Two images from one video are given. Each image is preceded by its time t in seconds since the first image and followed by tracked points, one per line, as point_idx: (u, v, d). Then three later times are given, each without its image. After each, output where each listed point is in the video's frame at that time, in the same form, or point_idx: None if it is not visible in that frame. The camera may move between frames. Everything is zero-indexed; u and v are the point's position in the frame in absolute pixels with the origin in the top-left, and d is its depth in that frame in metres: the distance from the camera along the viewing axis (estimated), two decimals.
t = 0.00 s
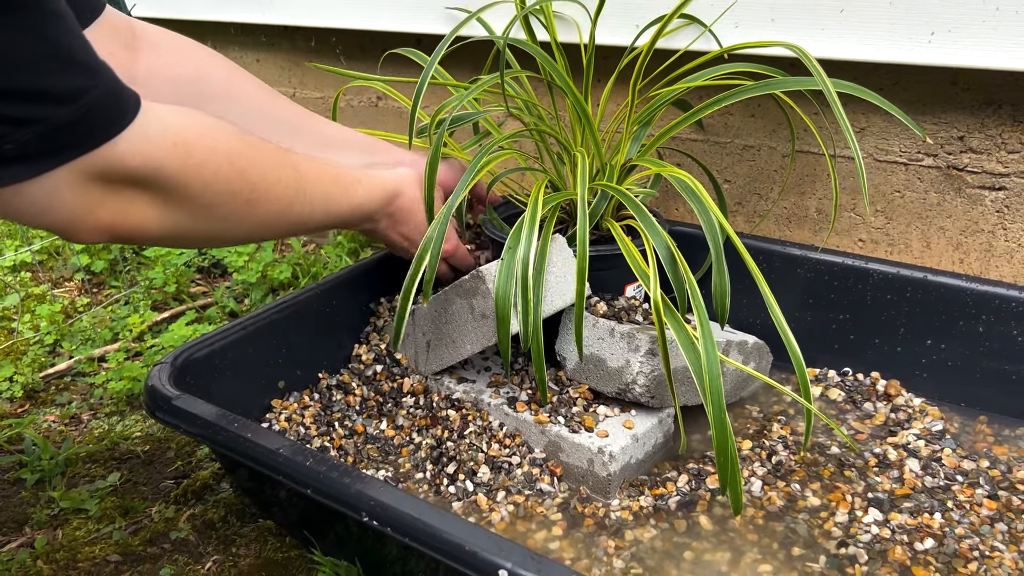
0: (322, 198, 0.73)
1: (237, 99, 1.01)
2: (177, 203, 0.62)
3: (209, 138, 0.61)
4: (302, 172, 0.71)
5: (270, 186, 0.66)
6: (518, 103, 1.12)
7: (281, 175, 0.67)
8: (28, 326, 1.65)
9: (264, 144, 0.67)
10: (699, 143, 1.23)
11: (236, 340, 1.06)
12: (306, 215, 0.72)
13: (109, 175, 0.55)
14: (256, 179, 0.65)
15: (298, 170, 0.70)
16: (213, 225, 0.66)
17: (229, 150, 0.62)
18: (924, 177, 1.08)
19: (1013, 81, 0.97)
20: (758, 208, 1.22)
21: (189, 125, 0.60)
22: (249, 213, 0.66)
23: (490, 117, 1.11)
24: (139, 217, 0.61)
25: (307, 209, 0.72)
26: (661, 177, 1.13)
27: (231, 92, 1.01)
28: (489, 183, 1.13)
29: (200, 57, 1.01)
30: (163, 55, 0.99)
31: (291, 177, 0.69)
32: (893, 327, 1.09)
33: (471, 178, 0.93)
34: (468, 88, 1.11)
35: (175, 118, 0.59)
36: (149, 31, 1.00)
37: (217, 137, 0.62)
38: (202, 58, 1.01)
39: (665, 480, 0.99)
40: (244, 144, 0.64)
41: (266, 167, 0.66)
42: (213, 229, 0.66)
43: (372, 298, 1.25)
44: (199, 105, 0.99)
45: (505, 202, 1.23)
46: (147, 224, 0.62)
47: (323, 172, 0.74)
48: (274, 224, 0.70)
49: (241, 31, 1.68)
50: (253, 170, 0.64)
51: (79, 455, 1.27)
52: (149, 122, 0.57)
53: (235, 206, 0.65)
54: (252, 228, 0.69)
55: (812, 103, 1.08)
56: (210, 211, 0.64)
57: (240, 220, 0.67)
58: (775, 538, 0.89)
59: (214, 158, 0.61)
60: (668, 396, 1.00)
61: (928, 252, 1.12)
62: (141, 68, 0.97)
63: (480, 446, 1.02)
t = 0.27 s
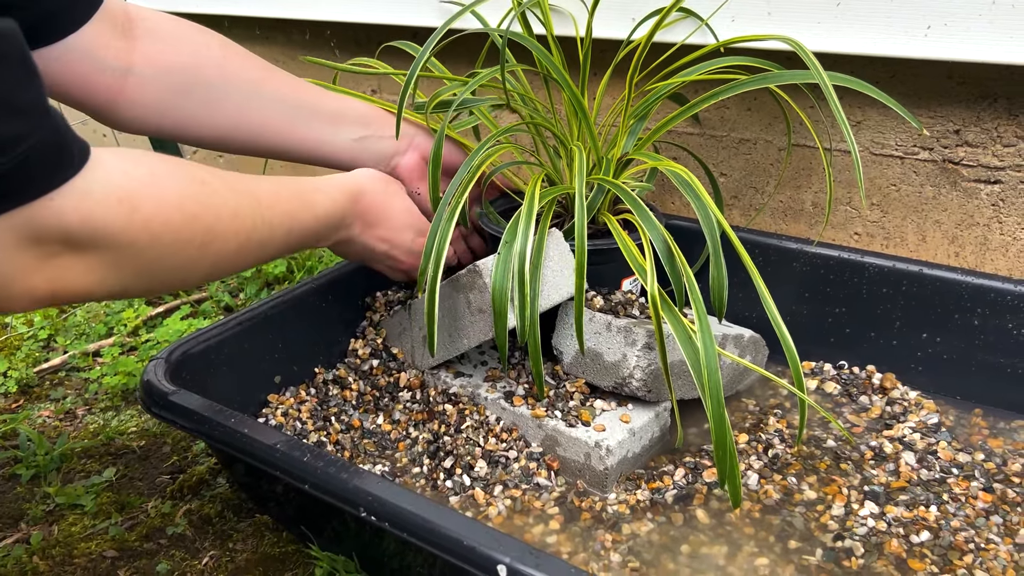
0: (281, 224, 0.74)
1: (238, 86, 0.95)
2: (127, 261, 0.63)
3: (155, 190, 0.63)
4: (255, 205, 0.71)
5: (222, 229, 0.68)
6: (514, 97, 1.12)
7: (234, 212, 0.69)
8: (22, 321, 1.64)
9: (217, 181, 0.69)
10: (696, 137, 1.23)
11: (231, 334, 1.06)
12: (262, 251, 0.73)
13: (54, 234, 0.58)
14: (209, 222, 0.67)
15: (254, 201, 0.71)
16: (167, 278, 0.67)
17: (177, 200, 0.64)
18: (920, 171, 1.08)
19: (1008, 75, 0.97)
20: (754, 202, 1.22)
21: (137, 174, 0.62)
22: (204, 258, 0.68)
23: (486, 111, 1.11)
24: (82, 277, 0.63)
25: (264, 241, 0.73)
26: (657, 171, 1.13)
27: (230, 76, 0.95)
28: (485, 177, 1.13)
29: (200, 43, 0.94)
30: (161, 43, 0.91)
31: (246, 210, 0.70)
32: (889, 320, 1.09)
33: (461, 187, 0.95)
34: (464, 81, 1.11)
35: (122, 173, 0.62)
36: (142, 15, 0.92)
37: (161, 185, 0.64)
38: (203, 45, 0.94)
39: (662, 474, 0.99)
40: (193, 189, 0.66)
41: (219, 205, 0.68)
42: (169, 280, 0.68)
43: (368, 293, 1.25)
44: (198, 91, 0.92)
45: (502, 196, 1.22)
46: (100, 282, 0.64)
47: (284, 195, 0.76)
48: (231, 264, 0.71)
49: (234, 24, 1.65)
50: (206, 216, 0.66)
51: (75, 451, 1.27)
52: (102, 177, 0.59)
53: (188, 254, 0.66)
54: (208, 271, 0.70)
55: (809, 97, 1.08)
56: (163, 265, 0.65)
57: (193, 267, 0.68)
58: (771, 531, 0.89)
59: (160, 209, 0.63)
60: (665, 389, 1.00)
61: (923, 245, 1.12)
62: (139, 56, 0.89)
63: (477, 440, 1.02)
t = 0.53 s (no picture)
0: (236, 290, 0.63)
1: (221, 115, 0.94)
2: (43, 355, 0.52)
3: (70, 268, 0.52)
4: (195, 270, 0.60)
5: (154, 302, 0.56)
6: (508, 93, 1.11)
7: (168, 283, 0.57)
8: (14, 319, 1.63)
9: (150, 249, 0.57)
10: (690, 134, 1.22)
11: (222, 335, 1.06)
12: (217, 327, 0.61)
13: None
14: (137, 299, 0.55)
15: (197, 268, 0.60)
16: (98, 371, 0.56)
17: (95, 278, 0.53)
18: (914, 168, 1.07)
19: (1002, 72, 0.97)
20: (749, 199, 1.22)
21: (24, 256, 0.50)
22: (135, 342, 0.56)
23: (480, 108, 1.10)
24: None
25: (211, 315, 0.60)
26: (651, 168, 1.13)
27: (214, 106, 0.94)
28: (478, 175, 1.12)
29: (181, 75, 0.93)
30: (141, 72, 0.90)
31: (184, 275, 0.59)
32: (883, 317, 1.09)
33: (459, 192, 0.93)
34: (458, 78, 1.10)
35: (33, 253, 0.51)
36: (127, 46, 0.91)
37: (78, 264, 0.53)
38: (182, 72, 0.93)
39: (657, 471, 0.99)
40: (116, 262, 0.55)
41: (145, 280, 0.56)
42: (95, 376, 0.56)
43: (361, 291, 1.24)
44: (180, 121, 0.91)
45: (496, 193, 1.22)
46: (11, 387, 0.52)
47: (241, 256, 0.65)
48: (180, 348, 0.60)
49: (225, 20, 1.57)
50: (130, 291, 0.55)
51: (67, 450, 1.26)
52: (34, 256, 0.51)
53: (115, 340, 0.55)
54: (144, 358, 0.58)
55: (803, 94, 1.08)
56: (82, 359, 0.54)
57: (123, 353, 0.56)
58: (766, 529, 0.89)
59: (71, 290, 0.52)
60: (659, 387, 1.00)
61: (917, 242, 1.11)
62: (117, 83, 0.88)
63: (471, 439, 1.02)
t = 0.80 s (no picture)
0: (219, 319, 0.63)
1: (258, 129, 0.94)
2: (20, 374, 0.51)
3: (45, 284, 0.53)
4: (173, 302, 0.60)
5: (132, 322, 0.56)
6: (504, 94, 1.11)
7: (146, 304, 0.58)
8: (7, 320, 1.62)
9: (127, 276, 0.59)
10: (687, 134, 1.22)
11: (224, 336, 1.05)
12: (202, 356, 0.61)
13: None
14: (117, 317, 0.56)
15: (174, 294, 0.61)
16: (78, 396, 0.55)
17: (70, 294, 0.54)
18: (912, 168, 1.07)
19: (1001, 73, 0.97)
20: (746, 199, 1.21)
21: None
22: (116, 362, 0.55)
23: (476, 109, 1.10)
24: None
25: (193, 346, 0.60)
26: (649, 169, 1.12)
27: (248, 116, 0.94)
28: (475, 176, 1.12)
29: (219, 87, 0.92)
30: (183, 84, 0.89)
31: (160, 300, 0.59)
32: (881, 319, 1.08)
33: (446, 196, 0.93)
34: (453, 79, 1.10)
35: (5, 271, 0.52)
36: (164, 55, 0.90)
37: (54, 281, 0.54)
38: (214, 82, 0.92)
39: (655, 475, 0.98)
40: (90, 282, 0.56)
41: (123, 300, 0.57)
42: (76, 401, 0.55)
43: (357, 292, 1.23)
44: (218, 132, 0.91)
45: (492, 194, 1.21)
46: None
47: (222, 295, 0.66)
48: (166, 375, 0.59)
49: (220, 19, 1.55)
50: (106, 309, 0.55)
51: (61, 453, 1.25)
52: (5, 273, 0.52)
53: (93, 360, 0.54)
54: (128, 386, 0.57)
55: (801, 94, 1.07)
56: (60, 382, 0.53)
57: (104, 377, 0.55)
58: (765, 533, 0.89)
59: (48, 304, 0.52)
60: (657, 390, 0.99)
61: (915, 243, 1.11)
62: (159, 95, 0.87)
63: (468, 442, 1.02)
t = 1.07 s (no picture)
0: (237, 338, 0.69)
1: (260, 130, 0.99)
2: (60, 346, 0.56)
3: (98, 267, 0.59)
4: (203, 310, 0.67)
5: (168, 317, 0.62)
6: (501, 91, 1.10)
7: (180, 304, 0.64)
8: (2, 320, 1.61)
9: (164, 279, 0.65)
10: (683, 132, 1.21)
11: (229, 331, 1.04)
12: (220, 367, 0.66)
13: None
14: (155, 310, 0.61)
15: (202, 304, 0.68)
16: (115, 377, 0.59)
17: (118, 278, 0.60)
18: (908, 166, 1.07)
19: (998, 70, 0.97)
20: (743, 198, 1.21)
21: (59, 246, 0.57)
22: (153, 351, 0.61)
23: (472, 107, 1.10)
24: None
25: (217, 354, 0.66)
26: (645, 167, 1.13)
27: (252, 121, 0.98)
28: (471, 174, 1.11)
29: (219, 88, 0.96)
30: (184, 89, 0.93)
31: (192, 304, 0.66)
32: (878, 316, 1.09)
33: (448, 191, 0.94)
34: (449, 77, 1.10)
35: (63, 247, 0.58)
36: (168, 58, 0.93)
37: (105, 266, 0.60)
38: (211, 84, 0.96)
39: (653, 473, 0.98)
40: (136, 275, 0.62)
41: (163, 296, 0.63)
42: (113, 381, 0.59)
43: (355, 291, 1.23)
44: (223, 137, 0.96)
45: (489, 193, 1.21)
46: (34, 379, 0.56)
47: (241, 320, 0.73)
48: (193, 371, 0.64)
49: (215, 18, 1.54)
50: (148, 299, 0.61)
51: (58, 453, 1.24)
52: (56, 252, 0.57)
53: (134, 343, 0.59)
54: (158, 380, 0.62)
55: (797, 92, 1.07)
56: (104, 359, 0.58)
57: (141, 364, 0.60)
58: (762, 530, 0.89)
59: (103, 283, 0.58)
60: (655, 388, 0.99)
61: (912, 241, 1.11)
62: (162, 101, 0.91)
63: (466, 441, 1.02)
